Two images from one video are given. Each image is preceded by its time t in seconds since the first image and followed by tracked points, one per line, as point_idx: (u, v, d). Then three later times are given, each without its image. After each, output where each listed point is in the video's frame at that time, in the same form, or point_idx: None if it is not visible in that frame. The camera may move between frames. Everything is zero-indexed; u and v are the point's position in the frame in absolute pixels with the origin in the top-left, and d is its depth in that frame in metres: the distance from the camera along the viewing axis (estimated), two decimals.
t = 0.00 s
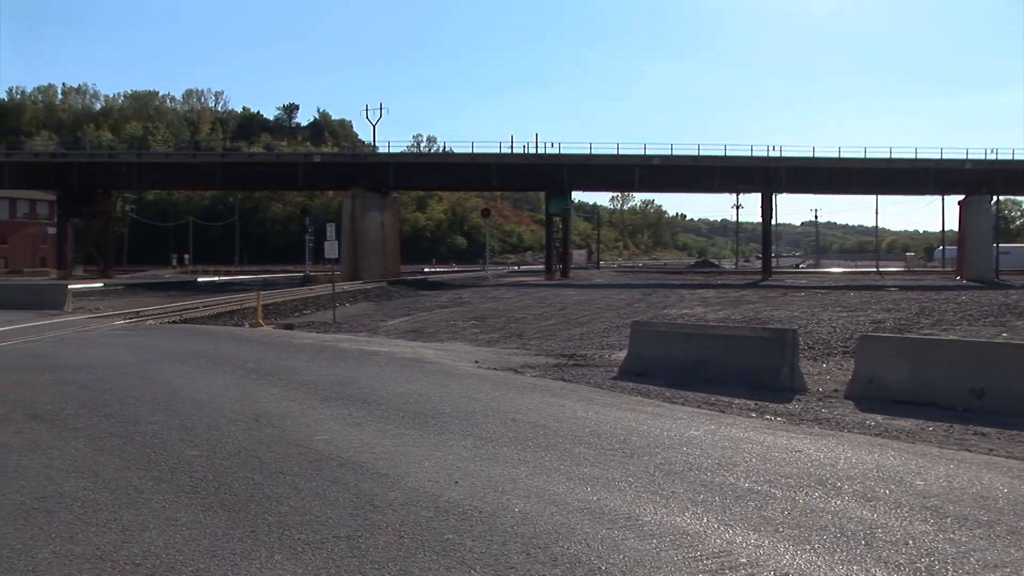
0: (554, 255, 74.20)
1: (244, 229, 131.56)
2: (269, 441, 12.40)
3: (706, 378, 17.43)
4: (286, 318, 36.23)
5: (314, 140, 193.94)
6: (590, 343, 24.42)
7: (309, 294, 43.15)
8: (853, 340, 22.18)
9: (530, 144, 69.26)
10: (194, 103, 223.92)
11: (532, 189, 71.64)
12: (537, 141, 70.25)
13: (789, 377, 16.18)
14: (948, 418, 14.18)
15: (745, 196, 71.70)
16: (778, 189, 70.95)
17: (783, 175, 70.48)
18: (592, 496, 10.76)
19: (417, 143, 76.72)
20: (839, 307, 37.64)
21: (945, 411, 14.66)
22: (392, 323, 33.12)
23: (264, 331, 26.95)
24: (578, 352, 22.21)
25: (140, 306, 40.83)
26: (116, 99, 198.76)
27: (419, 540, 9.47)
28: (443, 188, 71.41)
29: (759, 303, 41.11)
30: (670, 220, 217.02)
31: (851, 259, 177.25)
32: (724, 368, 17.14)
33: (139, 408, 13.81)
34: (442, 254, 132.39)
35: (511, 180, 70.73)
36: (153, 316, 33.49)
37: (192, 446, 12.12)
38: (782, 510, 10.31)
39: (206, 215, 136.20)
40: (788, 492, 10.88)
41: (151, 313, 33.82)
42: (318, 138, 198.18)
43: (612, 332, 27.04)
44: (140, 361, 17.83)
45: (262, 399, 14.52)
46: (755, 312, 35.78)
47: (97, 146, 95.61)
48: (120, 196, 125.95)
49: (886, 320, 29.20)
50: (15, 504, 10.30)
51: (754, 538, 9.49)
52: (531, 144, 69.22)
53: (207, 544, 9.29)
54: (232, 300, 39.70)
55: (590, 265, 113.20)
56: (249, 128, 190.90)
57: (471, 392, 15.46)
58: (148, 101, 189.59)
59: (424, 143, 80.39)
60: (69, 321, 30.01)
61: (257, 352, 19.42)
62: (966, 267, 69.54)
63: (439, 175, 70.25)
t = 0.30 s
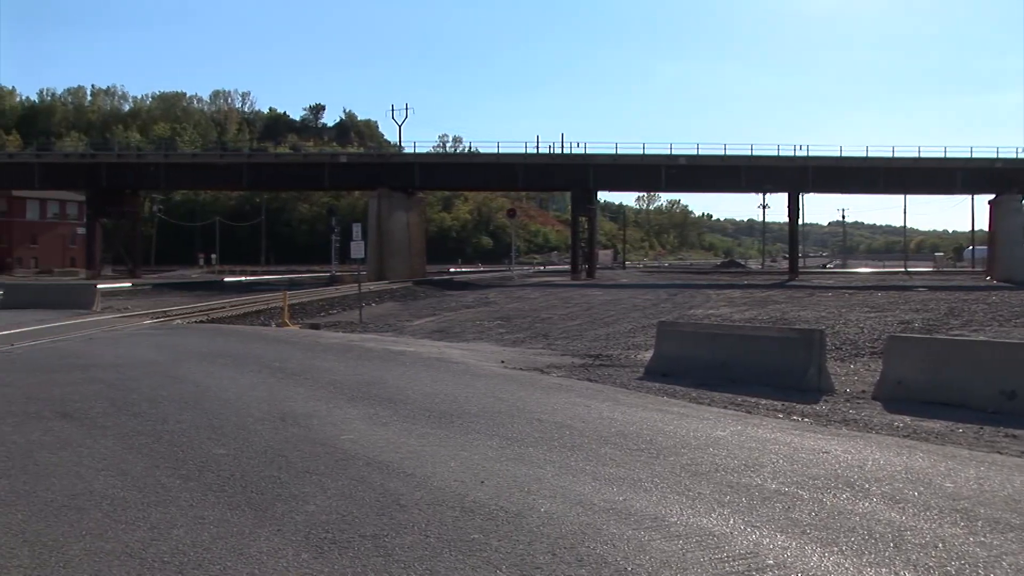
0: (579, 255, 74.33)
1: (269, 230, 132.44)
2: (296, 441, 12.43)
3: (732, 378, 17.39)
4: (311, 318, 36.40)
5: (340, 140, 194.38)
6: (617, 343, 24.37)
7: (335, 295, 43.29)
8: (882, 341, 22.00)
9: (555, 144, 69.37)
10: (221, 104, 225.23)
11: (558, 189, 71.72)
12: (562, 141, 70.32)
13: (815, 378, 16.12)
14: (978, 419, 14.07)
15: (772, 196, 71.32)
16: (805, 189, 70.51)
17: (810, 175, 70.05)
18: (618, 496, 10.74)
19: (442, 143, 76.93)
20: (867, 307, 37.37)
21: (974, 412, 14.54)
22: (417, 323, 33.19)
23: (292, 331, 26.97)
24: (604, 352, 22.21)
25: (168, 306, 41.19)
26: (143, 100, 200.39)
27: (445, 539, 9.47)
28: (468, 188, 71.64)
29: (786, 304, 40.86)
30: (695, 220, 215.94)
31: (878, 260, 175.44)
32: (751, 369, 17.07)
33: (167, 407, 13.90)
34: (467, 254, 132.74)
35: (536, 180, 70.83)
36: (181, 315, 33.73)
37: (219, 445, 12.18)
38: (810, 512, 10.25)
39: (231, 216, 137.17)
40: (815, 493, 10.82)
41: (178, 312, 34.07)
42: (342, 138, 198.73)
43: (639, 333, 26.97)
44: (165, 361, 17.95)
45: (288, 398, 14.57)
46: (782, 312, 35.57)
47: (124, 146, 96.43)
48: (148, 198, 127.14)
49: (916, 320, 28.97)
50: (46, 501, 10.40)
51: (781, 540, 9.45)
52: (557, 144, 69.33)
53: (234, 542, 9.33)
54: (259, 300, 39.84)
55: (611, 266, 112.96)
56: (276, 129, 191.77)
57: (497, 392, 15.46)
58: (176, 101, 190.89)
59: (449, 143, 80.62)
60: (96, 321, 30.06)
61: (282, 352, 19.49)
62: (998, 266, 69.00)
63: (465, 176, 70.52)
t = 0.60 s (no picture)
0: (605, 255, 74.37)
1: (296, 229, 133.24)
2: (322, 441, 12.47)
3: (759, 379, 17.33)
4: (336, 318, 36.55)
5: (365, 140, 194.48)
6: (642, 343, 24.33)
7: (360, 295, 43.39)
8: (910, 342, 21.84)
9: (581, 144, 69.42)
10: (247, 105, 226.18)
11: (582, 189, 71.67)
12: (587, 141, 70.31)
13: (842, 379, 16.04)
14: (1009, 421, 13.94)
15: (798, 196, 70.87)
16: (831, 189, 70.02)
17: (836, 174, 69.58)
18: (643, 497, 10.71)
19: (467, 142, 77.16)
20: (895, 307, 37.08)
21: (1005, 413, 14.41)
22: (442, 323, 33.25)
23: (316, 332, 27.00)
24: (629, 352, 22.21)
25: (196, 305, 41.48)
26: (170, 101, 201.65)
27: (470, 539, 9.47)
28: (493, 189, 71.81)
29: (813, 304, 40.62)
30: (721, 220, 214.36)
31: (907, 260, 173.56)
32: (777, 370, 17.00)
33: (193, 407, 13.99)
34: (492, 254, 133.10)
35: (562, 180, 70.87)
36: (207, 314, 33.95)
37: (245, 445, 12.23)
38: (836, 513, 10.19)
39: (256, 215, 138.07)
40: (841, 495, 10.75)
41: (204, 312, 34.30)
42: (367, 138, 199.07)
43: (664, 333, 26.91)
44: (190, 360, 18.07)
45: (314, 398, 14.62)
46: (808, 312, 35.37)
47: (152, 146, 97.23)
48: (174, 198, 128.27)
49: (945, 322, 28.74)
50: (76, 498, 10.48)
51: (807, 541, 9.40)
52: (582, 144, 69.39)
53: (260, 541, 9.37)
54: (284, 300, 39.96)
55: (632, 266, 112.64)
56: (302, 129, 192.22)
57: (522, 392, 15.47)
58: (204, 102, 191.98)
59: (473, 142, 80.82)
60: (122, 321, 30.20)
61: (306, 352, 19.58)
62: None
63: (490, 176, 70.69)
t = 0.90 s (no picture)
0: (634, 255, 74.39)
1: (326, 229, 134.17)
2: (351, 441, 12.49)
3: (790, 381, 17.25)
4: (365, 318, 36.70)
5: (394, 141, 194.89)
6: (671, 344, 24.24)
7: (388, 296, 43.57)
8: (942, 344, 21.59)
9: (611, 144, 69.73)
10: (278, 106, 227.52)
11: (610, 189, 71.60)
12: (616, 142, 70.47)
13: (873, 380, 15.93)
14: None
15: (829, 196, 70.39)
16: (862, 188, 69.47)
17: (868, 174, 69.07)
18: (672, 498, 10.67)
19: (497, 142, 77.41)
20: (927, 308, 36.69)
21: None
22: (470, 323, 33.32)
23: (346, 331, 26.99)
24: (659, 352, 22.24)
25: (228, 305, 41.82)
26: (201, 102, 203.28)
27: (499, 539, 9.47)
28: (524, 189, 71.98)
29: (843, 305, 40.30)
30: (751, 220, 213.01)
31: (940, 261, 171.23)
32: (808, 372, 16.93)
33: (223, 406, 14.07)
34: (521, 254, 133.40)
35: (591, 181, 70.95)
36: (238, 313, 34.22)
37: (275, 444, 12.28)
38: (868, 516, 10.10)
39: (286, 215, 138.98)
40: (874, 497, 10.66)
41: (236, 311, 34.57)
42: (395, 138, 199.59)
43: (694, 334, 26.81)
44: (219, 360, 18.19)
45: (343, 398, 14.66)
46: (839, 313, 35.11)
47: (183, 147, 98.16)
48: (204, 199, 129.60)
49: (979, 323, 28.42)
50: (109, 496, 10.58)
51: (839, 544, 9.32)
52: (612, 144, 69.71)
53: (291, 540, 9.40)
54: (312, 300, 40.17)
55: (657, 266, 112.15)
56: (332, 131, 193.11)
57: (551, 392, 15.48)
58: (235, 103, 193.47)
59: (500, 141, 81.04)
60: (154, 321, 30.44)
61: (334, 351, 19.68)
62: None
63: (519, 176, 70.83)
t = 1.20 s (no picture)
0: (663, 255, 74.40)
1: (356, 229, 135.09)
2: (380, 440, 12.51)
3: (821, 382, 17.17)
4: (394, 317, 36.83)
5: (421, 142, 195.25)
6: (700, 344, 24.20)
7: (416, 296, 43.71)
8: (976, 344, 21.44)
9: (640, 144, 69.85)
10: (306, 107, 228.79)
11: (639, 189, 71.57)
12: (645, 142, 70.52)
13: (905, 381, 15.81)
14: None
15: (859, 196, 69.90)
16: (894, 188, 68.94)
17: (899, 173, 68.56)
18: (701, 499, 10.63)
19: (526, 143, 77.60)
20: (960, 308, 36.38)
21: None
22: (499, 323, 33.38)
23: (374, 332, 26.98)
24: (688, 352, 22.20)
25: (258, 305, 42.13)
26: (231, 104, 204.89)
27: (528, 539, 9.46)
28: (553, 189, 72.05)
29: (874, 305, 40.03)
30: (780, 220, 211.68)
31: (973, 261, 169.14)
32: (839, 373, 16.85)
33: (253, 405, 14.15)
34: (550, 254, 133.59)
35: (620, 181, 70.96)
36: (267, 313, 34.45)
37: (305, 444, 12.34)
38: (900, 518, 10.00)
39: (316, 216, 139.88)
40: (906, 499, 10.55)
41: (265, 311, 34.79)
42: (424, 138, 200.00)
43: (723, 333, 26.73)
44: (246, 360, 18.29)
45: (372, 398, 14.71)
46: (870, 313, 34.87)
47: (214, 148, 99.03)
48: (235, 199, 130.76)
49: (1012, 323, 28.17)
50: (140, 494, 10.65)
51: (870, 546, 9.25)
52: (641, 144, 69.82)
53: (321, 539, 9.43)
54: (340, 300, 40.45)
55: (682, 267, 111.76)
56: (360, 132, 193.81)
57: (580, 392, 15.47)
58: (263, 105, 194.82)
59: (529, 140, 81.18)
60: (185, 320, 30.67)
61: (362, 351, 19.74)
62: None
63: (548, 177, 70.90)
